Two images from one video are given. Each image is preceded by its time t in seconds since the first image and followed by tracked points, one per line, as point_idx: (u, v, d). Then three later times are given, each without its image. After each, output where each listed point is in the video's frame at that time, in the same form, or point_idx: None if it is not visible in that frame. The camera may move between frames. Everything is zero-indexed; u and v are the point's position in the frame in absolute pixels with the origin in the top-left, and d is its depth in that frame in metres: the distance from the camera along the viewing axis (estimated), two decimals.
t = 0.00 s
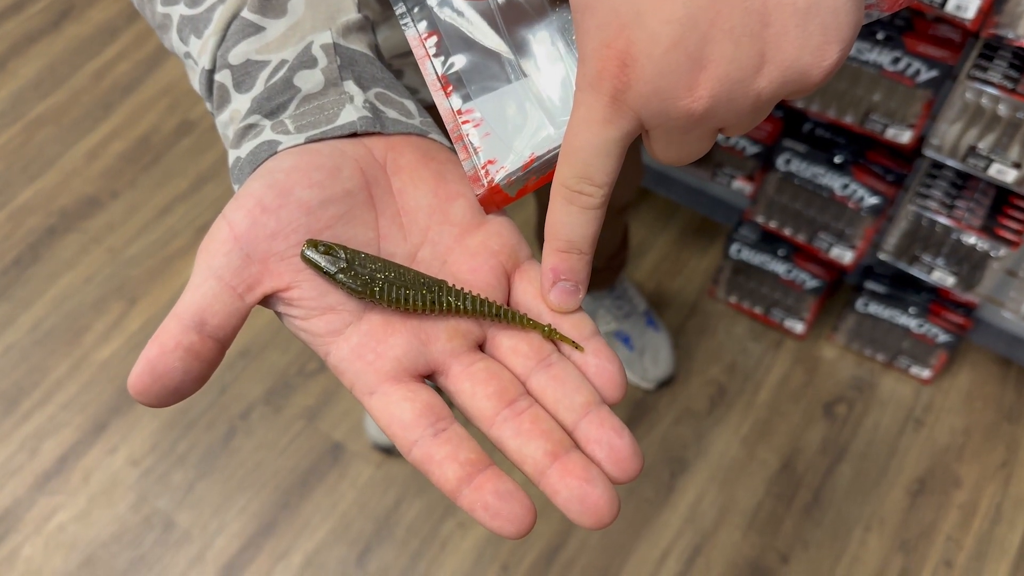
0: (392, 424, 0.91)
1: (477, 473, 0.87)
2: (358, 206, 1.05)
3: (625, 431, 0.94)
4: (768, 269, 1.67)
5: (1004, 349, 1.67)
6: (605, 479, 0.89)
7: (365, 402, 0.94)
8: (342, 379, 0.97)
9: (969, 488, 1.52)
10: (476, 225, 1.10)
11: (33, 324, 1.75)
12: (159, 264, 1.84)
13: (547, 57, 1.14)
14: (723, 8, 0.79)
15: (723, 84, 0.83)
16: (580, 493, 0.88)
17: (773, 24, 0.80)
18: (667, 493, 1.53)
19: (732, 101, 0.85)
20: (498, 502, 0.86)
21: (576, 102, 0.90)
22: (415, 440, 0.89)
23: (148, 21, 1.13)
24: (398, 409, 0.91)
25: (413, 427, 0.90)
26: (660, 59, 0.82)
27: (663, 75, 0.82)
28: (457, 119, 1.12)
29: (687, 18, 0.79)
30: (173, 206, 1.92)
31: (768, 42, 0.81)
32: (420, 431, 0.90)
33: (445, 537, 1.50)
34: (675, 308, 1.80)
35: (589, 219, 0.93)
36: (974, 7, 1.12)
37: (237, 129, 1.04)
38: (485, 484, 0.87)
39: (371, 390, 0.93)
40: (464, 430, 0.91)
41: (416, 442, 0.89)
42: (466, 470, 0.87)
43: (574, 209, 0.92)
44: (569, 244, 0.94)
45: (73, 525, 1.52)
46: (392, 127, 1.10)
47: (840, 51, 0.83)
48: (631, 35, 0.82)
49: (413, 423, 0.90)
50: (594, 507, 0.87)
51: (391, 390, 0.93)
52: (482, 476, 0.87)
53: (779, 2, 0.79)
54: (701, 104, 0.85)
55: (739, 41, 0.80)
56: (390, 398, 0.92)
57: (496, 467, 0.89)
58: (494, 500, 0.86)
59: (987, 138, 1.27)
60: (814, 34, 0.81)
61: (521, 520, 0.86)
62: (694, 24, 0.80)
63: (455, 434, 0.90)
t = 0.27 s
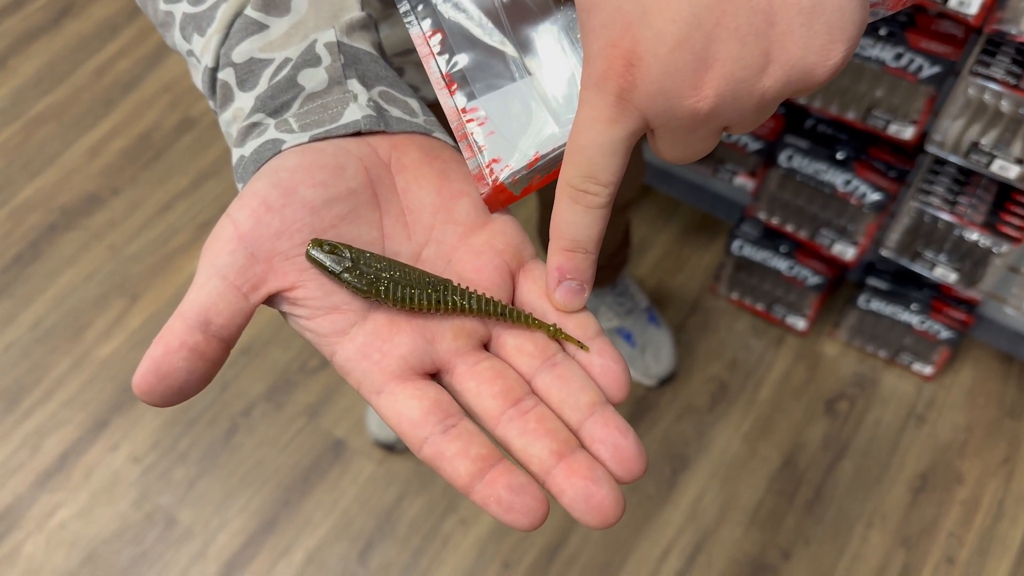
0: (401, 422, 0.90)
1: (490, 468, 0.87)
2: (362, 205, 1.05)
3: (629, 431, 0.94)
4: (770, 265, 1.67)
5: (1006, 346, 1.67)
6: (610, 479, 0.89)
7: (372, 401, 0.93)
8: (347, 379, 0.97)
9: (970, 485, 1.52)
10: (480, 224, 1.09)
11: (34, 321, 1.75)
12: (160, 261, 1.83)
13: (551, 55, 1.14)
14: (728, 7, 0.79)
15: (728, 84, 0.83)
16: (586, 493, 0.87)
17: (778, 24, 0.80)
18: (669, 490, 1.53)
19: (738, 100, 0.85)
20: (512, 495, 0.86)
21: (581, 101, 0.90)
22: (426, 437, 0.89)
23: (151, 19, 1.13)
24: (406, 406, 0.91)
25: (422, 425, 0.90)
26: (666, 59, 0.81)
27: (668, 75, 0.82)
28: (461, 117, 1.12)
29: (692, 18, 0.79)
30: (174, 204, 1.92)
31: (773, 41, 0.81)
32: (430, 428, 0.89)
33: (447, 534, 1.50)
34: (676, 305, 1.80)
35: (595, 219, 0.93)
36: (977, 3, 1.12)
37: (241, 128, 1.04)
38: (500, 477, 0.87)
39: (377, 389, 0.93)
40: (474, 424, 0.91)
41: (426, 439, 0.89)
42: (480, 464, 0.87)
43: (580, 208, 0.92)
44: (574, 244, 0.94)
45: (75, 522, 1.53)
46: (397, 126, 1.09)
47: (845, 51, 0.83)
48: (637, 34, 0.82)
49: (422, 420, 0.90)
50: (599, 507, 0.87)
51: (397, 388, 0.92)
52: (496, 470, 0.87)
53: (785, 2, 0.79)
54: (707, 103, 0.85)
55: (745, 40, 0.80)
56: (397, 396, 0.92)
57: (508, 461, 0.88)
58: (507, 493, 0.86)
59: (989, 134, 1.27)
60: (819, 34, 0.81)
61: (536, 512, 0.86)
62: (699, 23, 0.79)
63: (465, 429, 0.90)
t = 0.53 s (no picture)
0: (408, 422, 0.91)
1: (497, 468, 0.87)
2: (366, 205, 1.05)
3: (634, 434, 0.94)
4: (771, 263, 1.67)
5: (1008, 343, 1.67)
6: (616, 481, 0.89)
7: (379, 403, 0.94)
8: (352, 380, 0.97)
9: (972, 481, 1.52)
10: (485, 225, 1.09)
11: (35, 319, 1.75)
12: (161, 258, 1.83)
13: (555, 54, 1.13)
14: (733, 7, 0.78)
15: (733, 83, 0.83)
16: (590, 495, 0.87)
17: (783, 24, 0.79)
18: (670, 486, 1.53)
19: (743, 99, 0.85)
20: (521, 495, 0.86)
21: (586, 100, 0.90)
22: (432, 438, 0.89)
23: (153, 17, 1.13)
24: (413, 407, 0.91)
25: (429, 426, 0.90)
26: (671, 59, 0.81)
27: (673, 75, 0.82)
28: (464, 117, 1.11)
29: (697, 18, 0.79)
30: (175, 201, 1.92)
31: (779, 40, 0.80)
32: (437, 428, 0.90)
33: (449, 531, 1.50)
34: (678, 302, 1.80)
35: (600, 218, 0.93)
36: None
37: (244, 127, 1.04)
38: (507, 478, 0.87)
39: (384, 390, 0.93)
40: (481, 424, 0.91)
41: (434, 440, 0.89)
42: (487, 464, 0.87)
43: (584, 208, 0.92)
44: (578, 244, 0.94)
45: (76, 519, 1.53)
46: (400, 126, 1.09)
47: (852, 51, 0.82)
48: (641, 35, 0.82)
49: (429, 421, 0.90)
50: (604, 509, 0.87)
51: (404, 389, 0.92)
52: (504, 471, 0.87)
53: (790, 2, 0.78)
54: (712, 102, 0.85)
55: (750, 40, 0.80)
56: (403, 397, 0.92)
57: (516, 460, 0.89)
58: (516, 493, 0.86)
59: (992, 131, 1.27)
60: (825, 33, 0.80)
61: (546, 510, 0.86)
62: (704, 23, 0.79)
63: (472, 429, 0.90)
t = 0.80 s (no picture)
0: (415, 420, 0.91)
1: (506, 466, 0.87)
2: (372, 203, 1.05)
3: (642, 431, 0.94)
4: (774, 260, 1.67)
5: (1010, 340, 1.67)
6: (623, 479, 0.90)
7: (385, 400, 0.93)
8: (358, 378, 0.97)
9: (974, 478, 1.52)
10: (491, 222, 1.09)
11: (37, 317, 1.75)
12: (162, 256, 1.83)
13: (561, 50, 1.13)
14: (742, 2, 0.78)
15: (742, 79, 0.83)
16: (598, 492, 0.88)
17: (793, 19, 0.79)
18: (672, 484, 1.53)
19: (751, 95, 0.85)
20: (530, 493, 0.86)
21: (593, 96, 0.90)
22: (440, 437, 0.89)
23: (156, 16, 1.13)
24: (420, 405, 0.91)
25: (437, 424, 0.90)
26: (678, 55, 0.81)
27: (681, 71, 0.82)
28: (470, 114, 1.11)
29: (706, 13, 0.79)
30: (176, 199, 1.92)
31: (788, 35, 0.80)
32: (445, 427, 0.89)
33: (451, 528, 1.51)
34: (680, 300, 1.80)
35: (606, 215, 0.93)
36: None
37: (249, 126, 1.04)
38: (516, 476, 0.87)
39: (390, 388, 0.93)
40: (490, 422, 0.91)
41: (441, 438, 0.89)
42: (496, 462, 0.87)
43: (591, 205, 0.92)
44: (585, 241, 0.94)
45: (79, 517, 1.53)
46: (405, 124, 1.09)
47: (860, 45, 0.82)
48: (649, 30, 0.82)
49: (437, 419, 0.90)
50: (612, 507, 0.88)
51: (411, 387, 0.92)
52: (512, 468, 0.87)
53: None
54: (720, 98, 0.85)
55: (759, 35, 0.80)
56: (410, 395, 0.92)
57: (524, 458, 0.89)
58: (524, 491, 0.86)
59: (993, 128, 1.27)
60: (835, 27, 0.80)
61: (553, 509, 0.87)
62: (713, 18, 0.79)
63: (480, 427, 0.90)
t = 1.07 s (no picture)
0: (415, 416, 0.91)
1: (506, 461, 0.87)
2: (372, 197, 1.05)
3: (643, 426, 0.94)
4: (775, 256, 1.67)
5: (1011, 337, 1.67)
6: (624, 474, 0.90)
7: (385, 395, 0.93)
8: (358, 374, 0.97)
9: (975, 475, 1.52)
10: (491, 216, 1.09)
11: (38, 315, 1.75)
12: (163, 254, 1.83)
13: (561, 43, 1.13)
14: None
15: (744, 71, 0.83)
16: (599, 488, 0.88)
17: (795, 10, 0.79)
18: (673, 481, 1.53)
19: (753, 87, 0.85)
20: (530, 488, 0.86)
21: (593, 90, 0.89)
22: (441, 432, 0.89)
23: (155, 9, 1.12)
24: (420, 400, 0.91)
25: (437, 419, 0.90)
26: (680, 47, 0.81)
27: (682, 63, 0.82)
28: (470, 108, 1.11)
29: (708, 4, 0.79)
30: (176, 196, 1.91)
31: (790, 27, 0.80)
32: (445, 422, 0.89)
33: (452, 526, 1.50)
34: (681, 297, 1.80)
35: (607, 208, 0.92)
36: None
37: (248, 120, 1.04)
38: (516, 471, 0.87)
39: (391, 383, 0.93)
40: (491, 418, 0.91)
41: (441, 434, 0.89)
42: (496, 458, 0.87)
43: (592, 198, 0.91)
44: (586, 234, 0.94)
45: (80, 515, 1.53)
46: (405, 117, 1.09)
47: (861, 38, 0.83)
48: (651, 23, 0.82)
49: (437, 415, 0.90)
50: (613, 502, 0.88)
51: (411, 383, 0.92)
52: (513, 463, 0.87)
53: None
54: (722, 90, 0.85)
55: (761, 27, 0.80)
56: (410, 390, 0.92)
57: (525, 453, 0.89)
58: (525, 485, 0.86)
59: (995, 124, 1.26)
60: (837, 18, 0.81)
61: (553, 505, 0.86)
62: (715, 10, 0.79)
63: (480, 422, 0.90)
